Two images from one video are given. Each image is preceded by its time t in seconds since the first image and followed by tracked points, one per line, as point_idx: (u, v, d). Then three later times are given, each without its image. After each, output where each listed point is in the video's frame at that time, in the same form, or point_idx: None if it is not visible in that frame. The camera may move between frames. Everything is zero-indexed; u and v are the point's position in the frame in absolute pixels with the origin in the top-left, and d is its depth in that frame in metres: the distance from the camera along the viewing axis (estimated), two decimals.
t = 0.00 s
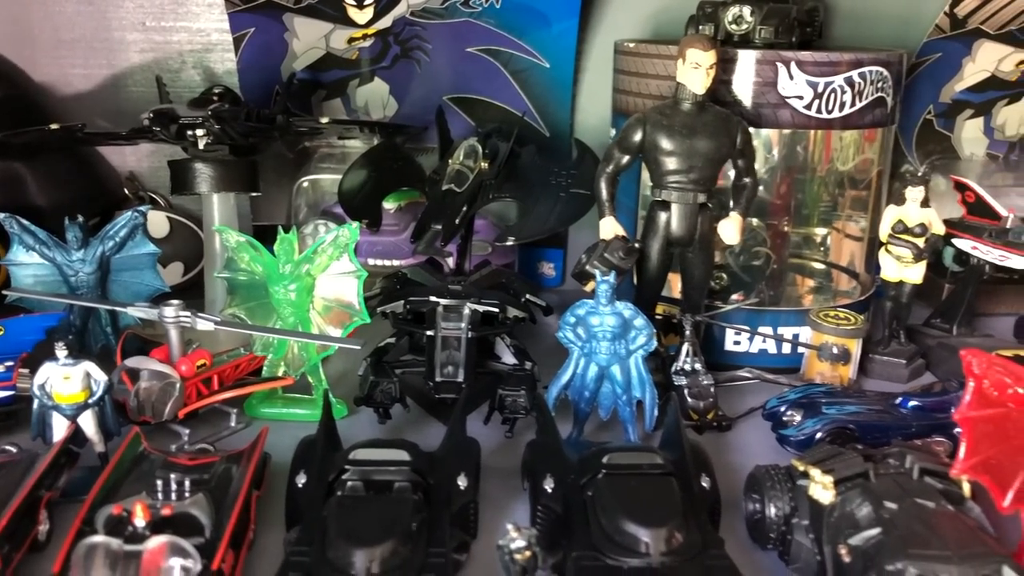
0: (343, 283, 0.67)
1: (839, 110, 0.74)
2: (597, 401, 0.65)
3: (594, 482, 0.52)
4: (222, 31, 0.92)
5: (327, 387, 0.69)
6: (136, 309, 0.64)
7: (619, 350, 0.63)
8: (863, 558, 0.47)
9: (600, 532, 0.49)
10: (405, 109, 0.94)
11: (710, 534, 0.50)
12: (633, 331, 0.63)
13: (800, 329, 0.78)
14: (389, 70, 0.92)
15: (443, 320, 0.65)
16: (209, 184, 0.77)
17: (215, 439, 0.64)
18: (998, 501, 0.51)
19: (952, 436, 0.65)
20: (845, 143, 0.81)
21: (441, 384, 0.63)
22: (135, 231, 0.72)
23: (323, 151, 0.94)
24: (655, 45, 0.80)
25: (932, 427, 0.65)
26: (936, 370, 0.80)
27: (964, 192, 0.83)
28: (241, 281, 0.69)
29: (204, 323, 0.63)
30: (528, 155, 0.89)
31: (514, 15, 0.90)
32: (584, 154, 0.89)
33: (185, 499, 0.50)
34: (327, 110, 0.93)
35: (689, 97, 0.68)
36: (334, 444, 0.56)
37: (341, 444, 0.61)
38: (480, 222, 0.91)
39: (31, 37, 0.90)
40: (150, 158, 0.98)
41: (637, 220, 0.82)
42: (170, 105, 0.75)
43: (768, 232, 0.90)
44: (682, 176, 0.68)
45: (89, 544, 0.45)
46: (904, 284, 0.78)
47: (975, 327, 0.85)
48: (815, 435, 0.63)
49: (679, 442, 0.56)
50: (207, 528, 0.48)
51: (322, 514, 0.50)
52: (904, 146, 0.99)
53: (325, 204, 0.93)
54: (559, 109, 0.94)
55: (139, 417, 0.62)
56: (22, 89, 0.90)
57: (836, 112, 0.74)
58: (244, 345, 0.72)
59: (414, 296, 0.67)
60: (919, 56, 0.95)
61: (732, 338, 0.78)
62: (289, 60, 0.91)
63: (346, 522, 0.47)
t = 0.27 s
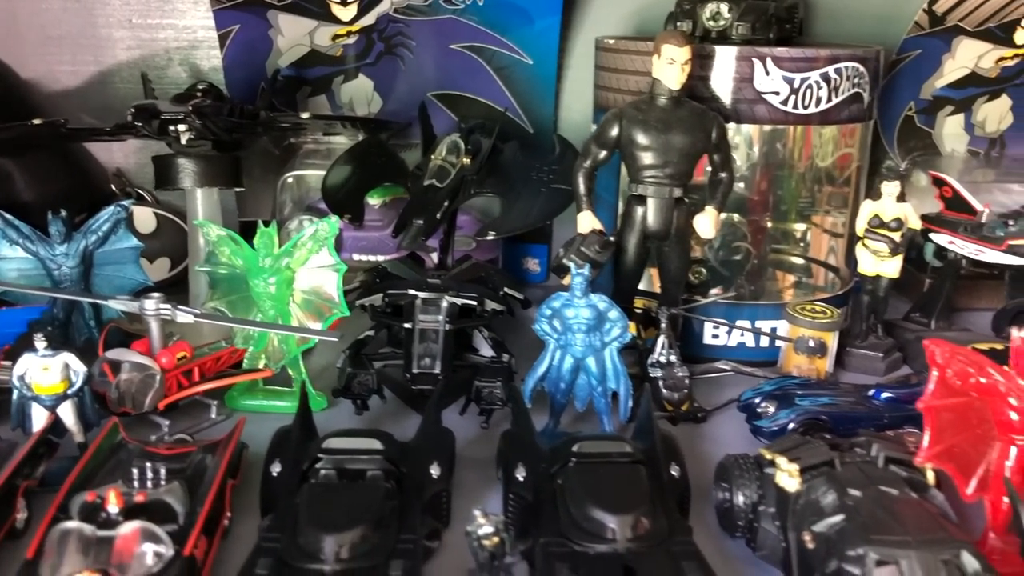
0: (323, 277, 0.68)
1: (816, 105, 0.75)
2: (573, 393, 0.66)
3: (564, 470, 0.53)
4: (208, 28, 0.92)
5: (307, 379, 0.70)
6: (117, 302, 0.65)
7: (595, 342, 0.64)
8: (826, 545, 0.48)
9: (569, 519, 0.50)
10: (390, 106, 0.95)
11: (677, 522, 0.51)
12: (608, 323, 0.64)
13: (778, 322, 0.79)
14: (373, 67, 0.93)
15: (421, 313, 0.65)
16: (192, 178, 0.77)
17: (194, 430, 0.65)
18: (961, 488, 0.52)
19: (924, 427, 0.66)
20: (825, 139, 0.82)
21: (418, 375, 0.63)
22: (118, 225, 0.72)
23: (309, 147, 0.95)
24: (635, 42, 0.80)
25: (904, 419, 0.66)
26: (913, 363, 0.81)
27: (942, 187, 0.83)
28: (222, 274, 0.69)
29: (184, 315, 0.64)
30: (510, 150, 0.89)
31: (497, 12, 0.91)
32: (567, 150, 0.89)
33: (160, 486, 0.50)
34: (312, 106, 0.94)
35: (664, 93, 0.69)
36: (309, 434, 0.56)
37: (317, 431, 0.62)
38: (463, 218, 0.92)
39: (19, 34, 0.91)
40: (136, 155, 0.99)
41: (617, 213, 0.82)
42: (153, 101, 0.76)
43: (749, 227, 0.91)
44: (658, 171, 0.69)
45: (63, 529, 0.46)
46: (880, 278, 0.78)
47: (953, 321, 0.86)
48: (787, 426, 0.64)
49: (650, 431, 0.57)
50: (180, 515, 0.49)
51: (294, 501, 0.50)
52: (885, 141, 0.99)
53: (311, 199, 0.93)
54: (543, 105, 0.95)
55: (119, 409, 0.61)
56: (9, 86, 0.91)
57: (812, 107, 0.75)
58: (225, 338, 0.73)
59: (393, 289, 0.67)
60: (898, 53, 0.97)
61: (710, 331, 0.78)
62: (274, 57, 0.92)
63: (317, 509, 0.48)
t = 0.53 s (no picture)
0: (296, 268, 0.69)
1: (788, 99, 0.76)
2: (544, 383, 0.67)
3: (529, 457, 0.54)
4: (190, 23, 0.93)
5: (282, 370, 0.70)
6: (91, 294, 0.64)
7: (564, 333, 0.65)
8: (783, 529, 0.49)
9: (531, 505, 0.51)
10: (371, 101, 0.95)
11: (638, 508, 0.52)
12: (577, 314, 0.65)
13: (751, 314, 0.80)
14: (353, 62, 0.93)
15: (394, 304, 0.66)
16: (171, 172, 0.79)
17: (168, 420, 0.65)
18: (920, 474, 0.53)
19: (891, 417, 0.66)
20: (801, 134, 0.83)
21: (389, 365, 0.64)
22: (95, 218, 0.73)
23: (290, 141, 0.95)
24: (610, 36, 0.81)
25: (871, 408, 0.66)
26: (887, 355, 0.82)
27: (919, 181, 0.83)
28: (196, 266, 0.70)
29: (158, 306, 0.64)
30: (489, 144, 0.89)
31: (476, 7, 0.92)
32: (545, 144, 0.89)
33: (127, 472, 0.51)
34: (292, 101, 0.95)
35: (635, 86, 0.69)
36: (278, 422, 0.57)
37: (287, 418, 0.63)
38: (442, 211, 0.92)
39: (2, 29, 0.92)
40: (119, 150, 0.99)
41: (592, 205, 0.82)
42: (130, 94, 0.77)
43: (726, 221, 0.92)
44: (629, 163, 0.69)
45: (28, 514, 0.46)
46: (853, 271, 0.79)
47: (928, 314, 0.86)
48: (755, 415, 0.65)
49: (615, 419, 0.58)
50: (146, 501, 0.49)
51: (259, 488, 0.51)
52: (863, 137, 1.00)
53: (291, 193, 0.93)
54: (522, 100, 0.95)
55: (93, 398, 0.63)
56: None
57: (784, 101, 0.76)
58: (200, 330, 0.74)
59: (366, 281, 0.68)
60: (876, 48, 0.97)
61: (685, 324, 0.80)
62: (254, 52, 0.92)
63: (280, 495, 0.49)
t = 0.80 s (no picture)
0: (267, 262, 0.69)
1: (757, 94, 0.77)
2: (512, 375, 0.67)
3: (489, 446, 0.54)
4: (169, 20, 0.94)
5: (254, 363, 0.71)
6: (64, 287, 0.65)
7: (530, 325, 0.65)
8: (736, 517, 0.50)
9: (488, 492, 0.51)
10: (349, 97, 0.96)
11: (595, 496, 0.52)
12: (543, 306, 0.65)
13: (722, 308, 0.81)
14: (331, 58, 0.94)
15: (363, 297, 0.67)
16: (146, 167, 0.79)
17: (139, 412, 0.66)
18: (875, 463, 0.54)
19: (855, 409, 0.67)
20: (774, 130, 0.83)
21: (357, 358, 0.65)
22: (69, 212, 0.74)
23: (268, 137, 0.96)
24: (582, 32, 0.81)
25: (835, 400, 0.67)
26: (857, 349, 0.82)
27: (889, 176, 0.84)
28: (169, 260, 0.71)
29: (128, 299, 0.64)
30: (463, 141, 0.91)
31: (452, 4, 0.92)
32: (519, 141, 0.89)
33: (91, 461, 0.52)
34: (270, 97, 0.95)
35: (603, 81, 0.70)
36: (243, 413, 0.58)
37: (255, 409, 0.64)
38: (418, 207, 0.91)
39: None
40: (100, 146, 0.99)
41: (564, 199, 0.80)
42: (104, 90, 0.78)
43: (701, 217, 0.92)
44: (598, 158, 0.70)
45: None
46: (823, 265, 0.80)
47: (900, 308, 0.87)
48: (719, 407, 0.65)
49: (578, 410, 0.59)
50: (108, 489, 0.50)
51: (219, 476, 0.52)
52: (840, 133, 1.00)
53: (268, 189, 0.95)
54: (499, 96, 0.96)
55: (64, 390, 0.63)
56: None
57: (753, 96, 0.77)
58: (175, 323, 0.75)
59: (334, 274, 0.68)
60: (850, 46, 0.97)
61: (656, 317, 0.80)
62: (232, 49, 0.93)
63: (238, 483, 0.49)
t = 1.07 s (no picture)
0: (236, 257, 0.70)
1: (724, 91, 0.77)
2: (478, 368, 0.68)
3: (447, 438, 0.55)
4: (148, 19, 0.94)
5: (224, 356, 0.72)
6: (35, 282, 0.65)
7: (496, 319, 0.66)
8: (687, 506, 0.50)
9: (446, 483, 0.52)
10: (326, 95, 0.97)
11: (550, 486, 0.53)
12: (508, 301, 0.66)
13: (691, 304, 0.81)
14: (307, 57, 0.95)
15: (329, 292, 0.68)
16: (121, 164, 0.80)
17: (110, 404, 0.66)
18: (828, 454, 0.55)
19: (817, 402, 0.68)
20: (745, 127, 0.85)
21: (324, 352, 0.65)
22: (43, 209, 0.75)
23: (246, 135, 0.97)
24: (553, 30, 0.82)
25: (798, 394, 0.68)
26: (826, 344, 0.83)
27: (858, 172, 0.84)
28: (141, 256, 0.71)
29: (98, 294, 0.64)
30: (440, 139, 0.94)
31: (427, 3, 0.93)
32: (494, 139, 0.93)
33: (54, 452, 0.53)
34: (247, 95, 0.96)
35: (569, 79, 0.71)
36: (207, 405, 0.59)
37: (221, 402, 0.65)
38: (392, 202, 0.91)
39: None
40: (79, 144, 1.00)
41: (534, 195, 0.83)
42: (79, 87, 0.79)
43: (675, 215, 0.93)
44: (564, 154, 0.71)
45: None
46: (790, 260, 0.81)
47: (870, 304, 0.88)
48: (682, 400, 0.66)
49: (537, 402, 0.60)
50: (69, 479, 0.51)
51: (179, 467, 0.52)
52: (814, 131, 1.01)
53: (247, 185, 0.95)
54: (476, 94, 0.97)
55: (34, 383, 0.64)
56: None
57: (719, 93, 0.78)
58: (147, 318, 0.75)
59: (303, 269, 0.69)
60: (822, 44, 0.97)
61: (626, 313, 0.81)
62: (210, 47, 0.94)
63: (196, 474, 0.50)
